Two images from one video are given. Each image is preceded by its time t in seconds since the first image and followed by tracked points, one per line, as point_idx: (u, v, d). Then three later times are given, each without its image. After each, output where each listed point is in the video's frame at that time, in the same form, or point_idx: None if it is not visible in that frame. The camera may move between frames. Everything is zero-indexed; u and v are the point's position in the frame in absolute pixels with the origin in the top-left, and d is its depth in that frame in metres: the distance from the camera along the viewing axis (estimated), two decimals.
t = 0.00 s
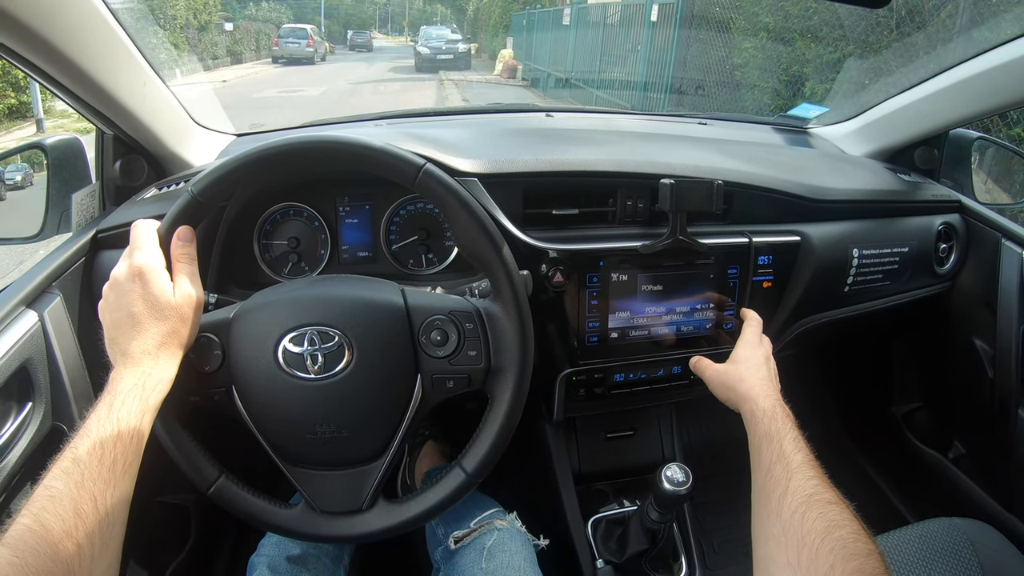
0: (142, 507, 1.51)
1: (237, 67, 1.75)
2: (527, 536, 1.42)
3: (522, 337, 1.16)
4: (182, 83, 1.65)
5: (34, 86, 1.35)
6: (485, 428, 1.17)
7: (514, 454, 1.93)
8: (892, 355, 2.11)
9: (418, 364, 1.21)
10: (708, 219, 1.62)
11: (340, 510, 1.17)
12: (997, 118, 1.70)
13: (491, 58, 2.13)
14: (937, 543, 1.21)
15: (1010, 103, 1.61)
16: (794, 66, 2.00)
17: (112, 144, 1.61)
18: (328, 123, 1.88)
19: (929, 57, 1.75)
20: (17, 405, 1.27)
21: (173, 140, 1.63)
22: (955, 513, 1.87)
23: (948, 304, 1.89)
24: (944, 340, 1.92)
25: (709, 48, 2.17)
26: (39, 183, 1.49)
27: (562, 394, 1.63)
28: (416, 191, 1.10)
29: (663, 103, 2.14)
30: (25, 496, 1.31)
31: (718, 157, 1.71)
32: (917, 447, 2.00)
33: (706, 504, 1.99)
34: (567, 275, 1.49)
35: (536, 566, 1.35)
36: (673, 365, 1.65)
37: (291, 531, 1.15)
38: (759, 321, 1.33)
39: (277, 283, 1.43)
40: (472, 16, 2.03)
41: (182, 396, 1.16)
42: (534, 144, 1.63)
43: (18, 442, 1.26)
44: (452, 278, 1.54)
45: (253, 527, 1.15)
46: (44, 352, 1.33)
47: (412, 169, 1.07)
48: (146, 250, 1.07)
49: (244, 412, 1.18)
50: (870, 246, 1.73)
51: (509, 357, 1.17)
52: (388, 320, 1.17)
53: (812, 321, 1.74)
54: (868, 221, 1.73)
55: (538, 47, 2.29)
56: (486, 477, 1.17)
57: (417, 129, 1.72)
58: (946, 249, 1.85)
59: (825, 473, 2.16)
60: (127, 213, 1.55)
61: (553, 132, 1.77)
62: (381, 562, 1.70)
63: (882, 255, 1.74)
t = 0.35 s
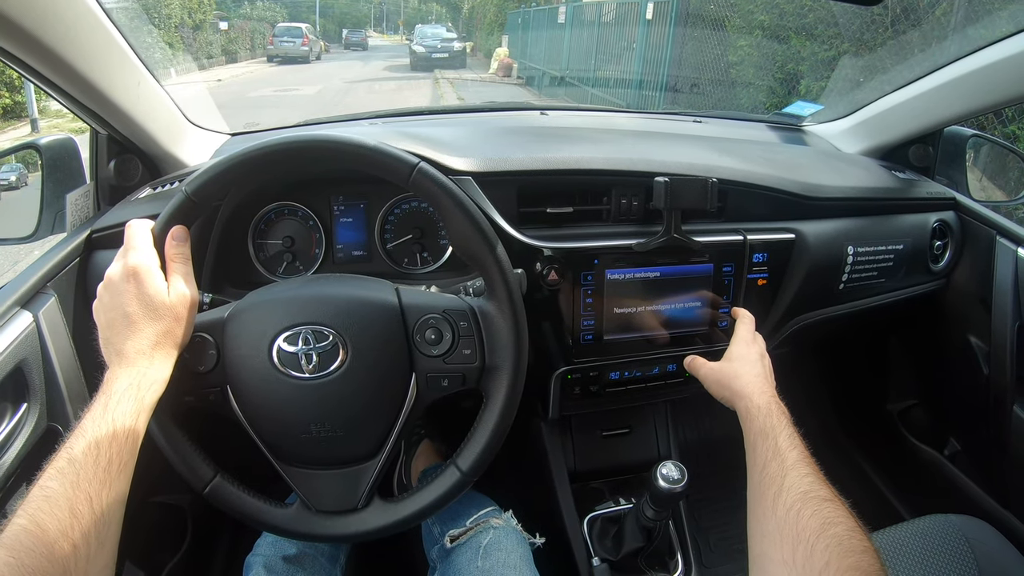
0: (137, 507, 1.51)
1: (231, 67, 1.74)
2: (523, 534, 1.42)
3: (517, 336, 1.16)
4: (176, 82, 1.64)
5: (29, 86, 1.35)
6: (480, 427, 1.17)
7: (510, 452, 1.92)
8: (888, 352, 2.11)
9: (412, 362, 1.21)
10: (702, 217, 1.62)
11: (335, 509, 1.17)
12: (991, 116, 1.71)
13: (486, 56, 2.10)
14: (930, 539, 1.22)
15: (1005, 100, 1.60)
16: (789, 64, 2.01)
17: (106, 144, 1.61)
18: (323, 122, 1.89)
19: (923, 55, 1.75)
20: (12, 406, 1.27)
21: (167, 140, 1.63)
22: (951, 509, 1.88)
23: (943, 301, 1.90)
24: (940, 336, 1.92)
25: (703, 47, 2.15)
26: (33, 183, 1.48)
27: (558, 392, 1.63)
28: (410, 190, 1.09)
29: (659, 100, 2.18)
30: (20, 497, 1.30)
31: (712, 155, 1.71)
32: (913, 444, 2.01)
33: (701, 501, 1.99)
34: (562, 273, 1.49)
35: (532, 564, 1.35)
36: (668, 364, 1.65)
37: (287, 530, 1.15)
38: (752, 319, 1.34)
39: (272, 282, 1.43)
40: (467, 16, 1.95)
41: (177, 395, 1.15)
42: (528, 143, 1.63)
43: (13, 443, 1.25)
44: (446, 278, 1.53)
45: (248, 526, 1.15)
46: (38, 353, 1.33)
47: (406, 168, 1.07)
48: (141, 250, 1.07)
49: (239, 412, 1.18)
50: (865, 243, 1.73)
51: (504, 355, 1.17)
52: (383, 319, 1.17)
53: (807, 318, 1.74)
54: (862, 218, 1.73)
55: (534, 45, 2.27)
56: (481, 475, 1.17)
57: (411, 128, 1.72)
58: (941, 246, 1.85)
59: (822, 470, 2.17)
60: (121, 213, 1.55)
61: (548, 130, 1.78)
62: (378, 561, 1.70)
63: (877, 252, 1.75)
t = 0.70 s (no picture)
0: (136, 507, 1.51)
1: (229, 66, 1.74)
2: (522, 533, 1.42)
3: (515, 334, 1.16)
4: (174, 81, 1.64)
5: (26, 86, 1.34)
6: (479, 426, 1.17)
7: (509, 451, 1.92)
8: (886, 349, 2.12)
9: (411, 361, 1.21)
10: (700, 215, 1.62)
11: (334, 509, 1.17)
12: (988, 114, 1.71)
13: (483, 55, 2.10)
14: (929, 537, 1.22)
15: (1002, 98, 1.60)
16: (786, 62, 2.02)
17: (104, 144, 1.60)
18: (321, 121, 1.89)
19: (921, 53, 1.75)
20: (10, 407, 1.27)
21: (164, 140, 1.63)
22: (949, 507, 1.88)
23: (941, 299, 1.90)
24: (938, 333, 1.92)
25: (699, 44, 2.26)
26: (30, 184, 1.47)
27: (557, 390, 1.63)
28: (408, 189, 1.09)
29: (656, 98, 2.16)
30: (19, 497, 1.30)
31: (710, 153, 1.71)
32: (912, 441, 2.01)
33: (700, 499, 1.99)
34: (560, 272, 1.49)
35: (531, 563, 1.35)
36: (667, 362, 1.65)
37: (286, 530, 1.15)
38: (749, 318, 1.35)
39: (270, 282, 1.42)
40: (462, 14, 1.98)
41: (176, 395, 1.15)
42: (525, 141, 1.63)
43: (12, 444, 1.25)
44: (444, 277, 1.52)
45: (247, 526, 1.14)
46: (36, 353, 1.33)
47: (404, 167, 1.07)
48: (139, 250, 1.06)
49: (237, 412, 1.18)
50: (863, 241, 1.73)
51: (503, 354, 1.17)
52: (381, 318, 1.17)
53: (806, 315, 1.74)
54: (859, 216, 1.74)
55: (531, 44, 2.31)
56: (480, 474, 1.17)
57: (409, 127, 1.72)
58: (939, 244, 1.85)
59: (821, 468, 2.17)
60: (118, 213, 1.54)
61: (546, 129, 1.77)
62: (377, 561, 1.70)
63: (874, 250, 1.75)
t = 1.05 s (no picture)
0: (136, 506, 1.51)
1: (228, 65, 1.73)
2: (523, 531, 1.42)
3: (516, 332, 1.15)
4: (173, 80, 1.64)
5: (25, 85, 1.34)
6: (479, 423, 1.17)
7: (510, 450, 1.92)
8: (886, 347, 2.11)
9: (411, 359, 1.20)
10: (701, 212, 1.62)
11: (334, 508, 1.17)
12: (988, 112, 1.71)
13: (484, 53, 2.16)
14: (929, 536, 1.21)
15: (1003, 95, 1.60)
16: (786, 60, 2.01)
17: (103, 142, 1.60)
18: (321, 119, 1.88)
19: (920, 50, 1.75)
20: (9, 406, 1.26)
21: (164, 138, 1.62)
22: (949, 505, 1.88)
23: (941, 297, 1.90)
24: (938, 331, 1.92)
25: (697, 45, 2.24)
26: (29, 183, 1.47)
27: (557, 387, 1.63)
28: (408, 186, 1.09)
29: (655, 97, 2.14)
30: (18, 496, 1.30)
31: (711, 151, 1.71)
32: (912, 439, 2.01)
33: (700, 498, 1.99)
34: (561, 269, 1.49)
35: (532, 561, 1.35)
36: (667, 360, 1.65)
37: (286, 529, 1.14)
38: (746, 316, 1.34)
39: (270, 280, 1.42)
40: (462, 13, 2.04)
41: (176, 394, 1.15)
42: (526, 139, 1.62)
43: (11, 443, 1.25)
44: (444, 275, 1.51)
45: (247, 525, 1.14)
46: (36, 352, 1.32)
47: (404, 164, 1.06)
48: (138, 249, 1.06)
49: (237, 410, 1.18)
50: (864, 239, 1.73)
51: (503, 351, 1.16)
52: (381, 315, 1.17)
53: (806, 313, 1.74)
54: (860, 214, 1.73)
55: (531, 42, 2.34)
56: (480, 473, 1.17)
57: (409, 124, 1.71)
58: (939, 242, 1.85)
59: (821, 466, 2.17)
60: (117, 212, 1.54)
61: (546, 127, 1.77)
62: (377, 560, 1.70)
63: (875, 247, 1.74)
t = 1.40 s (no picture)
0: (137, 504, 1.51)
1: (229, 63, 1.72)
2: (524, 530, 1.41)
3: (517, 330, 1.15)
4: (174, 78, 1.63)
5: (26, 83, 1.34)
6: (480, 421, 1.17)
7: (511, 448, 1.92)
8: (888, 345, 2.11)
9: (413, 357, 1.20)
10: (703, 210, 1.62)
11: (335, 506, 1.17)
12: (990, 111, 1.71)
13: (485, 51, 2.13)
14: (933, 536, 1.21)
15: (1005, 94, 1.60)
16: (788, 58, 2.00)
17: (104, 140, 1.60)
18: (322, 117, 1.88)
19: (922, 49, 1.75)
20: (10, 404, 1.26)
21: (164, 136, 1.62)
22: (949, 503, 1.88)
23: (942, 295, 1.90)
24: (940, 330, 1.92)
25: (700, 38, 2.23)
26: (30, 181, 1.47)
27: (558, 385, 1.63)
28: (409, 184, 1.09)
29: (656, 95, 2.13)
30: (20, 494, 1.30)
31: (713, 149, 1.71)
32: (913, 438, 2.01)
33: (701, 496, 1.99)
34: (562, 267, 1.49)
35: (533, 560, 1.35)
36: (667, 359, 1.65)
37: (286, 527, 1.14)
38: (743, 315, 1.34)
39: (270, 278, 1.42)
40: (466, 9, 2.01)
41: (176, 392, 1.15)
42: (528, 137, 1.62)
43: (12, 442, 1.25)
44: (446, 272, 1.51)
45: (247, 524, 1.14)
46: (36, 350, 1.32)
47: (405, 161, 1.06)
48: (138, 246, 1.06)
49: (238, 408, 1.17)
50: (866, 237, 1.72)
51: (504, 350, 1.16)
52: (382, 313, 1.16)
53: (808, 312, 1.74)
54: (862, 212, 1.73)
55: (532, 40, 2.34)
56: (481, 471, 1.17)
57: (411, 122, 1.71)
58: (941, 240, 1.85)
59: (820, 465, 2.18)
60: (118, 210, 1.54)
61: (548, 125, 1.77)
62: (377, 558, 1.70)
63: (877, 245, 1.74)
